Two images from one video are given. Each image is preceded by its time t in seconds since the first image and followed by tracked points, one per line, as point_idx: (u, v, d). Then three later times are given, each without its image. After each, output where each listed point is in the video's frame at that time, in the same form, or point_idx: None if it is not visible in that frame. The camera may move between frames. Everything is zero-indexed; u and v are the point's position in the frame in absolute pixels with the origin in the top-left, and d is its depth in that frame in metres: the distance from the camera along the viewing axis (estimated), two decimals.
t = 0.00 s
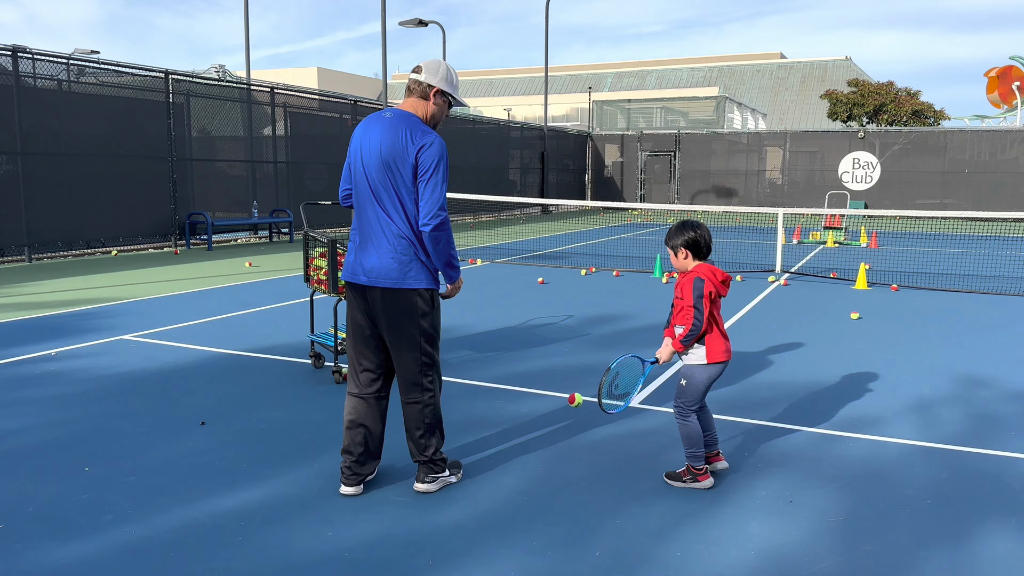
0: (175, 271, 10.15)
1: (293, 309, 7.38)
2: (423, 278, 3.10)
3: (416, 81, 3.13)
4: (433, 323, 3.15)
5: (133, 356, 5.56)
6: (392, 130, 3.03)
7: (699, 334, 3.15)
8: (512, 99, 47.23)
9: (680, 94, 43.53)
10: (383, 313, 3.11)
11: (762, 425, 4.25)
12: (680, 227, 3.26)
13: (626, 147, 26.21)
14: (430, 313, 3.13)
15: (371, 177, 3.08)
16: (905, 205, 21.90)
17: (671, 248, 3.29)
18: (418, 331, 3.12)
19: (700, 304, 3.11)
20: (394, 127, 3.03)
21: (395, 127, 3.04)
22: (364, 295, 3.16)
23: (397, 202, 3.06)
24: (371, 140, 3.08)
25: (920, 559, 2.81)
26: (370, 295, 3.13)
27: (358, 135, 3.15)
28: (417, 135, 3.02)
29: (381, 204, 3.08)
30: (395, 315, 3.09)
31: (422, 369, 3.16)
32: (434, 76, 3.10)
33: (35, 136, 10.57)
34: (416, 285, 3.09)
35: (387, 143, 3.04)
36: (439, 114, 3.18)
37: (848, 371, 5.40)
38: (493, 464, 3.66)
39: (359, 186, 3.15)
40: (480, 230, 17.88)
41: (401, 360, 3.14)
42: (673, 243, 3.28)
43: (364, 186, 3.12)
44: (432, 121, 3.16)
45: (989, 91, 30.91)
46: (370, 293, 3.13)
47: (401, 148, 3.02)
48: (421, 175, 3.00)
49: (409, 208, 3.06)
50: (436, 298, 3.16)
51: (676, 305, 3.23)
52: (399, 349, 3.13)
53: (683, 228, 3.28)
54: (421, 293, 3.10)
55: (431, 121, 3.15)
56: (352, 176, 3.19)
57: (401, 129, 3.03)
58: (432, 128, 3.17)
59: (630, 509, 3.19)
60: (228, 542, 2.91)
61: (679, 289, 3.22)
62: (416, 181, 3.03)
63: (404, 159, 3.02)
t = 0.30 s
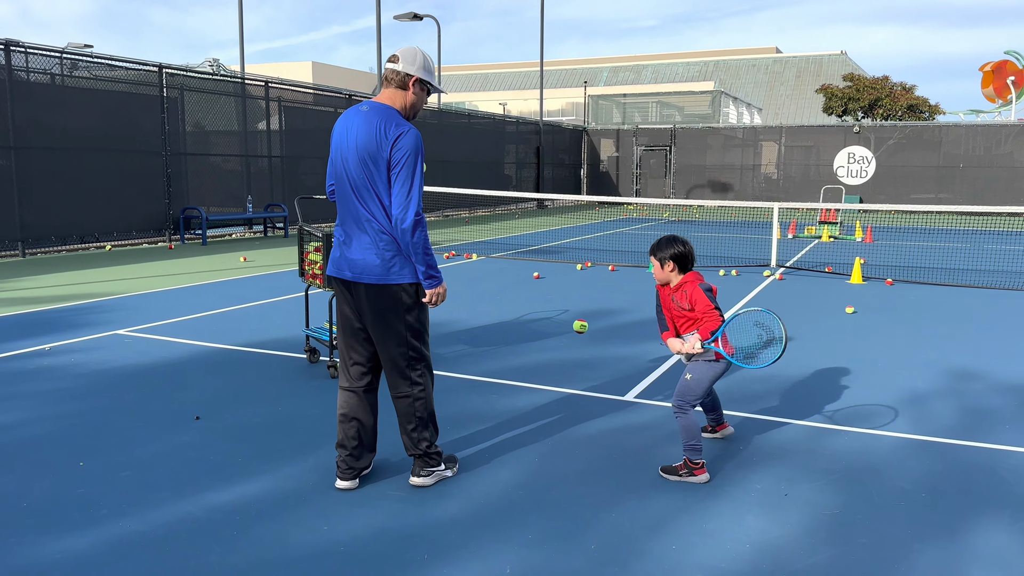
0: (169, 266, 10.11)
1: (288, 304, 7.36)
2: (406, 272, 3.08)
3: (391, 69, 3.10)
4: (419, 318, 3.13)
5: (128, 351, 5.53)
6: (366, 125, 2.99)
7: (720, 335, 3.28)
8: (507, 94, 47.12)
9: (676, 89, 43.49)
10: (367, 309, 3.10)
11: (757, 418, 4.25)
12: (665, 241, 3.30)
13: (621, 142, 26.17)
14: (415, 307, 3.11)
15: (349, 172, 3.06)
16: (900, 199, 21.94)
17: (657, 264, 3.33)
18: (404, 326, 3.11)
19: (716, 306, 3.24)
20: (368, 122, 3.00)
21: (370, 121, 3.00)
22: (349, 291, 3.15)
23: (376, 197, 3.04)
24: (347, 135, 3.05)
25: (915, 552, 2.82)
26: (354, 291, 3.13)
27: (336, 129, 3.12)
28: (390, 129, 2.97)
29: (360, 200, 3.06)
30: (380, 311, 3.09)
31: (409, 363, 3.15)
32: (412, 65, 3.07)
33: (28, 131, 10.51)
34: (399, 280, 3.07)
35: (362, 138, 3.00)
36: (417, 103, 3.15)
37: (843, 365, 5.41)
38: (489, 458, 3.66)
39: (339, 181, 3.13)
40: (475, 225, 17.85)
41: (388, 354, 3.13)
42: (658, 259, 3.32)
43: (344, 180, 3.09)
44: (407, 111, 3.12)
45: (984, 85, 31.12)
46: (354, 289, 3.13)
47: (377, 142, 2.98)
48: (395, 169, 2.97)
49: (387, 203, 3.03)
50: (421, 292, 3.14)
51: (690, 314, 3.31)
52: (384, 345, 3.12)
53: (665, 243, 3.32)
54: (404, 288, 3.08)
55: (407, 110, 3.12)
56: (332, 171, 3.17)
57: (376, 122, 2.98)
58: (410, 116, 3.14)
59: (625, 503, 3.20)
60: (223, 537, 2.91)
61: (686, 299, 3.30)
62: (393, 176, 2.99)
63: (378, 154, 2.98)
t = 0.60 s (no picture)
0: (168, 262, 10.09)
1: (287, 300, 7.36)
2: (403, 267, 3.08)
3: (374, 66, 3.07)
4: (417, 312, 3.13)
5: (127, 348, 5.53)
6: (355, 122, 2.98)
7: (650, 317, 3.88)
8: (506, 89, 47.03)
9: (675, 84, 43.44)
10: (365, 306, 3.09)
11: (757, 414, 4.25)
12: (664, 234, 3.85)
13: (620, 138, 26.13)
14: (413, 302, 3.11)
15: (341, 171, 3.04)
16: (899, 194, 21.93)
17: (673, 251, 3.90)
18: (403, 320, 3.11)
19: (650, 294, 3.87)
20: (357, 119, 2.98)
21: (359, 118, 2.98)
22: (346, 288, 3.14)
23: (369, 193, 3.02)
24: (336, 133, 3.04)
25: (916, 547, 2.82)
26: (352, 289, 3.12)
27: (324, 128, 3.10)
28: (380, 125, 2.96)
29: (353, 197, 3.05)
30: (378, 306, 3.08)
31: (407, 359, 3.15)
32: (393, 59, 3.04)
33: (26, 128, 10.49)
34: (397, 276, 3.07)
35: (352, 136, 2.99)
36: (403, 94, 3.15)
37: (842, 360, 5.41)
38: (489, 454, 3.66)
39: (330, 179, 3.11)
40: (475, 221, 17.84)
41: (386, 349, 3.12)
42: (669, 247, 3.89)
43: (336, 178, 3.08)
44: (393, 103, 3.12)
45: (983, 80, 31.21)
46: (352, 287, 3.12)
47: (367, 140, 2.97)
48: (388, 166, 2.96)
49: (380, 199, 3.02)
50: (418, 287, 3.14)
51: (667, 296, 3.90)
52: (383, 340, 3.12)
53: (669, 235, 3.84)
54: (401, 282, 3.08)
55: (393, 103, 3.12)
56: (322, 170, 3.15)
57: (365, 119, 2.97)
58: (397, 109, 3.14)
59: (625, 499, 3.20)
60: (225, 533, 2.91)
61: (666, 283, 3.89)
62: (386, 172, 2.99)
63: (369, 151, 2.97)
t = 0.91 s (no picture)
0: (169, 262, 10.09)
1: (289, 300, 7.35)
2: (405, 266, 3.08)
3: (363, 68, 3.05)
4: (418, 310, 3.14)
5: (128, 348, 5.53)
6: (353, 123, 2.98)
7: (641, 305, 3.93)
8: (506, 88, 46.99)
9: (676, 82, 43.40)
10: (366, 306, 3.09)
11: (759, 412, 4.24)
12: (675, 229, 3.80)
13: (621, 135, 26.11)
14: (414, 300, 3.12)
15: (339, 171, 3.03)
16: (901, 190, 21.90)
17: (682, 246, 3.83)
18: (404, 319, 3.11)
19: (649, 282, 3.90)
20: (355, 120, 2.98)
21: (357, 118, 2.98)
22: (345, 289, 3.13)
23: (369, 192, 3.02)
24: (333, 134, 3.02)
25: (919, 546, 2.81)
26: (352, 289, 3.11)
27: (318, 129, 3.08)
28: (379, 125, 2.96)
29: (352, 197, 3.04)
30: (379, 305, 3.08)
31: (408, 356, 3.15)
32: (381, 59, 3.03)
33: (28, 128, 10.50)
34: (399, 275, 3.07)
35: (350, 136, 2.98)
36: (392, 91, 3.14)
37: (844, 357, 5.40)
38: (490, 453, 3.65)
39: (326, 180, 3.09)
40: (475, 220, 17.84)
41: (386, 347, 3.12)
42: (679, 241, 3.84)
43: (333, 179, 3.06)
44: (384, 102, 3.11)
45: (983, 77, 31.12)
46: (352, 287, 3.11)
47: (366, 139, 2.96)
48: (389, 165, 2.96)
49: (380, 198, 3.02)
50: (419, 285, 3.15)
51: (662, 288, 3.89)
52: (383, 339, 3.12)
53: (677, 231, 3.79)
54: (403, 281, 3.08)
55: (384, 101, 3.12)
56: (318, 171, 3.13)
57: (363, 119, 2.97)
58: (388, 106, 3.14)
59: (627, 497, 3.19)
60: (226, 533, 2.91)
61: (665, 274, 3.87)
62: (386, 171, 2.99)
63: (369, 151, 2.97)
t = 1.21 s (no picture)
0: (171, 265, 10.10)
1: (290, 302, 7.36)
2: (403, 268, 3.09)
3: (356, 69, 3.05)
4: (416, 312, 3.15)
5: (131, 350, 5.54)
6: (350, 126, 2.98)
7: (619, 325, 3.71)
8: (508, 88, 46.98)
9: (678, 82, 43.39)
10: (363, 308, 3.09)
11: (761, 413, 4.24)
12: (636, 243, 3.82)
13: (623, 136, 26.12)
14: (412, 302, 3.13)
15: (335, 174, 3.03)
16: (903, 189, 21.87)
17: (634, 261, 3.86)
18: (403, 320, 3.12)
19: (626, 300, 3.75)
20: (351, 123, 2.99)
21: (353, 121, 2.99)
22: (343, 292, 3.13)
23: (366, 195, 3.02)
24: (328, 137, 3.03)
25: (922, 546, 2.80)
26: (349, 291, 3.11)
27: (313, 133, 3.07)
28: (375, 127, 2.97)
29: (350, 200, 3.04)
30: (377, 307, 3.08)
31: (406, 358, 3.16)
32: (373, 61, 3.04)
33: (30, 131, 10.53)
34: (397, 277, 3.08)
35: (347, 139, 2.98)
36: (384, 94, 3.14)
37: (846, 357, 5.40)
38: (491, 455, 3.65)
39: (322, 184, 3.09)
40: (477, 221, 17.85)
41: (386, 348, 3.13)
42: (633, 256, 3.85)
43: (329, 182, 3.06)
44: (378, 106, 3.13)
45: (985, 75, 31.04)
46: (350, 290, 3.11)
47: (363, 142, 2.97)
48: (387, 167, 2.97)
49: (377, 200, 3.03)
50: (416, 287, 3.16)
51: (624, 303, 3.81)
52: (382, 341, 3.12)
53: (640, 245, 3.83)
54: (400, 283, 3.09)
55: (377, 103, 3.12)
56: (313, 175, 3.13)
57: (360, 122, 2.98)
58: (380, 108, 3.14)
59: (629, 499, 3.19)
60: (228, 535, 2.91)
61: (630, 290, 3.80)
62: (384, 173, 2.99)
63: (366, 153, 2.97)
